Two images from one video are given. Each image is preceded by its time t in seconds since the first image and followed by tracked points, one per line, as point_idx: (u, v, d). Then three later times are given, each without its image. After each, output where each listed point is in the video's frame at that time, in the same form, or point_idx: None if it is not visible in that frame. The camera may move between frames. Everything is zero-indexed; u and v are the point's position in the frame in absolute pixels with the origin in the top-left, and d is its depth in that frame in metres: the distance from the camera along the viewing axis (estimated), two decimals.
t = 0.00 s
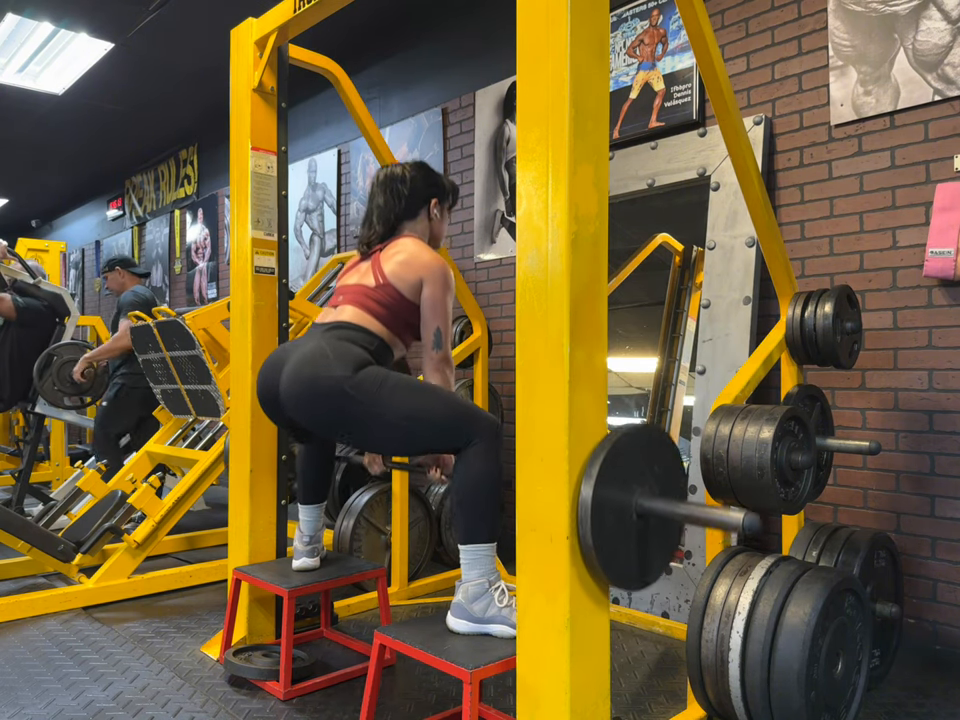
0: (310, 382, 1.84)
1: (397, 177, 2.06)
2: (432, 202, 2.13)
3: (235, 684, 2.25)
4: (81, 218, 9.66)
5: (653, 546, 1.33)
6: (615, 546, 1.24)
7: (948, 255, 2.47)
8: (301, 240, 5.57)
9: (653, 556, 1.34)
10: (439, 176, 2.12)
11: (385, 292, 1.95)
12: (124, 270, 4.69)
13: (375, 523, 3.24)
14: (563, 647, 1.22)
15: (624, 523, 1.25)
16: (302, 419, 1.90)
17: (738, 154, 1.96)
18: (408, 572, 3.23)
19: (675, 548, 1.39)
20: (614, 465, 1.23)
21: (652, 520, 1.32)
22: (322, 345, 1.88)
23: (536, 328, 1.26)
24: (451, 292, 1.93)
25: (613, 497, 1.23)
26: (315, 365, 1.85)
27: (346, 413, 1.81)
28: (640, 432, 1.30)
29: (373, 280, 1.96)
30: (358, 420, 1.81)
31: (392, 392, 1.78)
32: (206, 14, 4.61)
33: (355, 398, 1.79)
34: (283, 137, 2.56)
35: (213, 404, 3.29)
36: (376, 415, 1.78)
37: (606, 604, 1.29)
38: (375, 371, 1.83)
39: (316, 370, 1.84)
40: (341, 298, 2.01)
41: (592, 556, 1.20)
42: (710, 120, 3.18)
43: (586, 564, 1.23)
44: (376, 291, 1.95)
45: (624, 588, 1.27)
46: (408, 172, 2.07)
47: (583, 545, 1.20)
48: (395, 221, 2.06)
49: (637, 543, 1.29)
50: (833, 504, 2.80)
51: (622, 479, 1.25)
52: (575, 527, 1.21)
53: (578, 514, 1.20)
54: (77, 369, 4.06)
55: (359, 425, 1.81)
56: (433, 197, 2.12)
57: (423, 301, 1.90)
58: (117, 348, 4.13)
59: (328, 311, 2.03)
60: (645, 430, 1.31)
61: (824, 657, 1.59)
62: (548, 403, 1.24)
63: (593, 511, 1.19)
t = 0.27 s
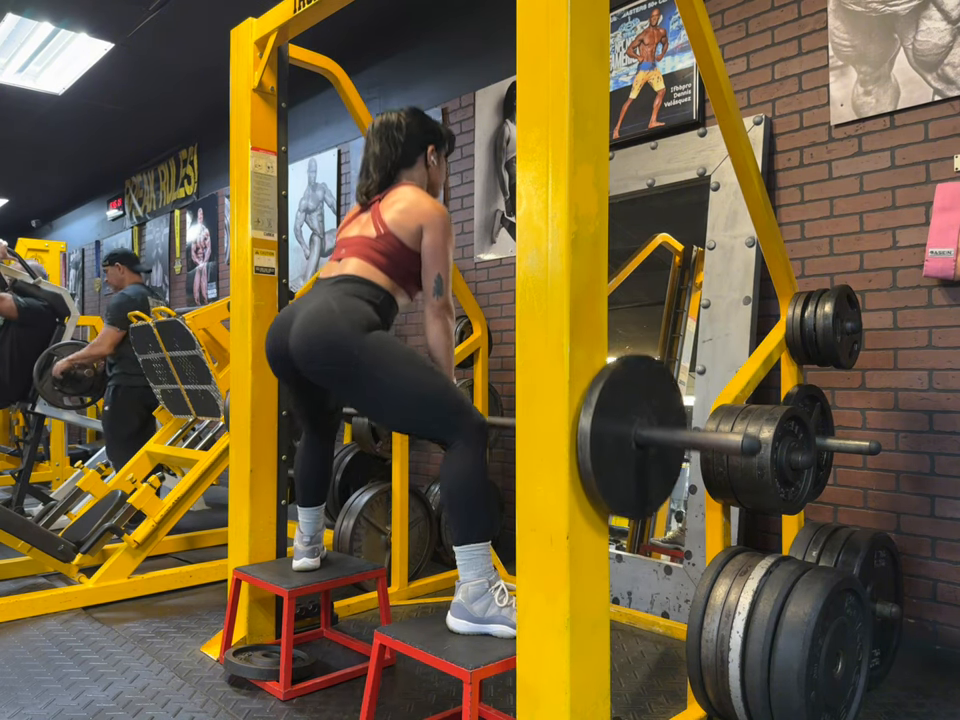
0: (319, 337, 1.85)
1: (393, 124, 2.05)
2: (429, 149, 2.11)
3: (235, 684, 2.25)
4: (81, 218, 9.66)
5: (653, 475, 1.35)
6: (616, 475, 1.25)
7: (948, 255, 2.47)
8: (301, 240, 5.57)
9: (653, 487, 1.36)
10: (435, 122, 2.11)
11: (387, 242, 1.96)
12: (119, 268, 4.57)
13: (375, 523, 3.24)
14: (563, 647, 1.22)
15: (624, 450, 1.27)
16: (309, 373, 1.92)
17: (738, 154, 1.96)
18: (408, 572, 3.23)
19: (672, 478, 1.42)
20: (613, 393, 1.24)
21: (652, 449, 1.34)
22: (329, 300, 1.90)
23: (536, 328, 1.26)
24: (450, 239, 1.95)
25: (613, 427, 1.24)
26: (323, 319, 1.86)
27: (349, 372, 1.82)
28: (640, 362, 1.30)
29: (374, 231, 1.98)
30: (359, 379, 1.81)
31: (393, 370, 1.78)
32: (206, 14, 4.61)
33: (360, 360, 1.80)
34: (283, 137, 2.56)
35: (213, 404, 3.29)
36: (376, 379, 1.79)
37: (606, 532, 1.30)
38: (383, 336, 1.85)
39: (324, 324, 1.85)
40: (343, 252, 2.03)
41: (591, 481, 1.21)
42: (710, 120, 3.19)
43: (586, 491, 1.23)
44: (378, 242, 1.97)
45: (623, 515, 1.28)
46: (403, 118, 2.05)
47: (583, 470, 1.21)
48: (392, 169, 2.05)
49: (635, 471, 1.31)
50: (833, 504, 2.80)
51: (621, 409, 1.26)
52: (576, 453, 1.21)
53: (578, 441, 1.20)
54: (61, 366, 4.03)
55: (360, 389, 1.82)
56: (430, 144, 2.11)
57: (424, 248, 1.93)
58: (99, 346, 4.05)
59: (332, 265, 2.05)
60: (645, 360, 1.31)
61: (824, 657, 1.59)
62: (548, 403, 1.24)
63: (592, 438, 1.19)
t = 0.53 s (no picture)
0: (334, 310, 1.88)
1: (382, 79, 2.06)
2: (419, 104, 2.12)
3: (235, 684, 2.25)
4: (81, 218, 9.66)
5: (653, 419, 1.34)
6: (615, 418, 1.24)
7: (948, 255, 2.47)
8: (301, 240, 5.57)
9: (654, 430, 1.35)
10: (423, 77, 2.12)
11: (387, 205, 1.99)
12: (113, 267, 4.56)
13: (375, 523, 3.24)
14: (563, 647, 1.22)
15: (624, 396, 1.26)
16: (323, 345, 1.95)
17: (738, 154, 1.96)
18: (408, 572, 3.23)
19: (673, 425, 1.41)
20: (613, 337, 1.23)
21: (652, 394, 1.32)
22: (341, 274, 1.93)
23: (536, 328, 1.26)
24: (447, 196, 1.96)
25: (613, 371, 1.23)
26: (335, 293, 1.89)
27: (356, 345, 1.85)
28: (639, 308, 1.29)
29: (373, 197, 2.00)
30: (364, 351, 1.84)
31: (397, 356, 1.81)
32: (206, 14, 4.61)
33: (367, 335, 1.84)
34: (283, 137, 2.56)
35: (213, 404, 3.29)
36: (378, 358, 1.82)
37: (605, 473, 1.30)
38: (395, 315, 1.88)
39: (336, 299, 1.89)
40: (347, 221, 2.05)
41: (591, 422, 1.20)
42: (710, 120, 3.19)
43: (586, 435, 1.23)
44: (378, 206, 1.99)
45: (624, 457, 1.27)
46: (392, 74, 2.06)
47: (583, 411, 1.20)
48: (384, 125, 2.06)
49: (635, 415, 1.29)
50: (834, 504, 2.80)
51: (620, 354, 1.25)
52: (576, 396, 1.21)
53: (578, 384, 1.20)
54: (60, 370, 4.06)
55: (364, 363, 1.84)
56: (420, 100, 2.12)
57: (421, 204, 1.93)
58: (94, 348, 4.04)
59: (337, 237, 2.07)
60: (644, 307, 1.31)
61: (824, 657, 1.59)
62: (548, 403, 1.24)
63: (592, 383, 1.19)
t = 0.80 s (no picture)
0: (350, 308, 1.93)
1: (361, 56, 2.04)
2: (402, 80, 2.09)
3: (235, 684, 2.25)
4: (81, 218, 9.66)
5: (654, 396, 1.33)
6: (615, 392, 1.23)
7: (948, 255, 2.47)
8: (301, 240, 5.57)
9: (656, 407, 1.34)
10: (404, 52, 2.09)
11: (386, 195, 1.99)
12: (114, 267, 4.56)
13: (375, 523, 3.24)
14: (563, 647, 1.22)
15: (624, 371, 1.26)
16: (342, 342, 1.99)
17: (738, 154, 1.96)
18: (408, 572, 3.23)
19: (674, 400, 1.39)
20: (613, 312, 1.23)
21: (652, 369, 1.32)
22: (356, 272, 1.96)
23: (536, 327, 1.26)
24: (440, 174, 1.97)
25: (612, 347, 1.23)
26: (353, 291, 1.93)
27: (369, 341, 1.91)
28: (638, 284, 1.29)
29: (368, 188, 2.01)
30: (376, 347, 1.90)
31: (407, 357, 1.86)
32: (206, 14, 4.61)
33: (379, 333, 1.89)
34: (283, 137, 2.56)
35: (213, 404, 3.29)
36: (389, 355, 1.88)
37: (603, 447, 1.29)
38: (410, 311, 1.93)
39: (355, 297, 1.93)
40: (349, 216, 2.06)
41: (591, 396, 1.20)
42: (710, 120, 3.19)
43: (586, 408, 1.22)
44: (376, 198, 2.00)
45: (624, 431, 1.26)
46: (372, 50, 2.04)
47: (583, 386, 1.20)
48: (365, 104, 2.04)
49: (635, 390, 1.29)
50: (834, 503, 2.80)
51: (620, 329, 1.25)
52: (575, 371, 1.21)
53: (578, 361, 1.20)
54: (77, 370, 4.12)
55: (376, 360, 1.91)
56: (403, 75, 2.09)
57: (415, 184, 1.94)
58: (110, 348, 4.07)
59: (342, 233, 2.08)
60: (644, 283, 1.30)
61: (824, 657, 1.59)
62: (549, 403, 1.23)
63: (592, 359, 1.19)
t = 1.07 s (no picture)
0: (363, 308, 1.93)
1: (347, 51, 2.03)
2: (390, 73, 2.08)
3: (235, 684, 2.25)
4: (81, 218, 9.66)
5: (655, 390, 1.33)
6: (614, 387, 1.23)
7: (948, 255, 2.47)
8: (301, 240, 5.57)
9: (657, 402, 1.34)
10: (391, 44, 2.06)
11: (385, 196, 1.99)
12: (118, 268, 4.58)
13: (375, 523, 3.24)
14: (563, 647, 1.22)
15: (625, 365, 1.26)
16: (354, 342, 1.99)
17: (738, 154, 1.96)
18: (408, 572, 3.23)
19: (674, 396, 1.39)
20: (613, 307, 1.23)
21: (652, 364, 1.32)
22: (366, 276, 1.96)
23: (536, 327, 1.26)
24: (437, 170, 1.96)
25: (612, 342, 1.23)
26: (364, 293, 1.94)
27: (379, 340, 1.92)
28: (640, 278, 1.29)
29: (367, 190, 2.01)
30: (385, 347, 1.91)
31: (414, 358, 1.87)
32: (207, 14, 4.61)
33: (389, 333, 1.90)
34: (283, 137, 2.56)
35: (213, 404, 3.29)
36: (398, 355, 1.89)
37: (602, 441, 1.28)
38: (419, 311, 1.93)
39: (366, 299, 1.93)
40: (352, 222, 2.06)
41: (591, 391, 1.20)
42: (710, 120, 3.19)
43: (585, 400, 1.22)
44: (375, 200, 2.00)
45: (624, 426, 1.26)
46: (358, 45, 2.03)
47: (582, 379, 1.20)
48: (350, 97, 2.05)
49: (635, 384, 1.29)
50: (834, 504, 2.80)
51: (620, 323, 1.24)
52: (576, 367, 1.21)
53: (578, 356, 1.20)
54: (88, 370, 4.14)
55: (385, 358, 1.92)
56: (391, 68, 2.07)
57: (412, 181, 1.94)
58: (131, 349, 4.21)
59: (346, 238, 2.08)
60: (645, 277, 1.30)
61: (824, 657, 1.59)
62: (549, 402, 1.23)
63: (592, 354, 1.19)
